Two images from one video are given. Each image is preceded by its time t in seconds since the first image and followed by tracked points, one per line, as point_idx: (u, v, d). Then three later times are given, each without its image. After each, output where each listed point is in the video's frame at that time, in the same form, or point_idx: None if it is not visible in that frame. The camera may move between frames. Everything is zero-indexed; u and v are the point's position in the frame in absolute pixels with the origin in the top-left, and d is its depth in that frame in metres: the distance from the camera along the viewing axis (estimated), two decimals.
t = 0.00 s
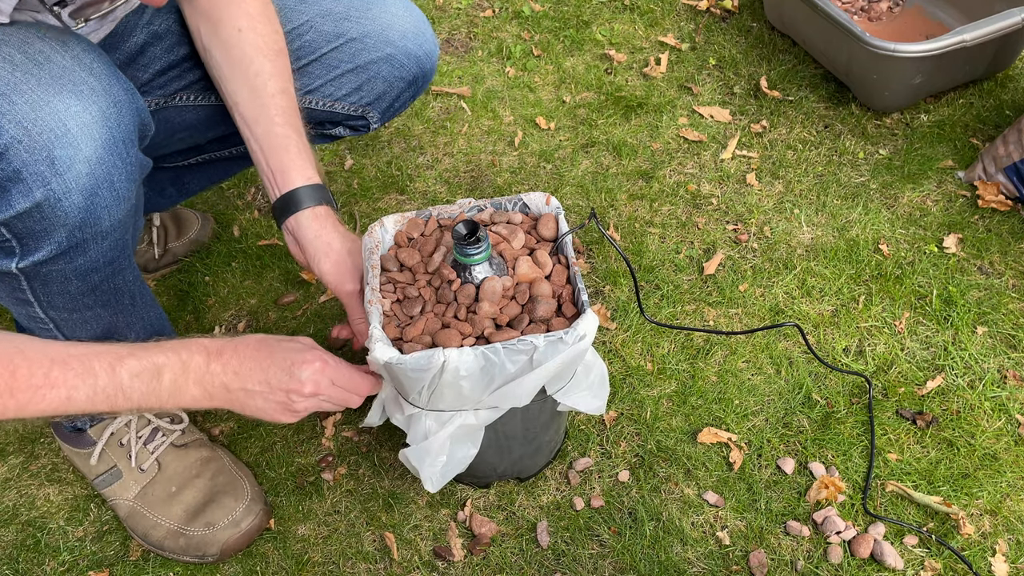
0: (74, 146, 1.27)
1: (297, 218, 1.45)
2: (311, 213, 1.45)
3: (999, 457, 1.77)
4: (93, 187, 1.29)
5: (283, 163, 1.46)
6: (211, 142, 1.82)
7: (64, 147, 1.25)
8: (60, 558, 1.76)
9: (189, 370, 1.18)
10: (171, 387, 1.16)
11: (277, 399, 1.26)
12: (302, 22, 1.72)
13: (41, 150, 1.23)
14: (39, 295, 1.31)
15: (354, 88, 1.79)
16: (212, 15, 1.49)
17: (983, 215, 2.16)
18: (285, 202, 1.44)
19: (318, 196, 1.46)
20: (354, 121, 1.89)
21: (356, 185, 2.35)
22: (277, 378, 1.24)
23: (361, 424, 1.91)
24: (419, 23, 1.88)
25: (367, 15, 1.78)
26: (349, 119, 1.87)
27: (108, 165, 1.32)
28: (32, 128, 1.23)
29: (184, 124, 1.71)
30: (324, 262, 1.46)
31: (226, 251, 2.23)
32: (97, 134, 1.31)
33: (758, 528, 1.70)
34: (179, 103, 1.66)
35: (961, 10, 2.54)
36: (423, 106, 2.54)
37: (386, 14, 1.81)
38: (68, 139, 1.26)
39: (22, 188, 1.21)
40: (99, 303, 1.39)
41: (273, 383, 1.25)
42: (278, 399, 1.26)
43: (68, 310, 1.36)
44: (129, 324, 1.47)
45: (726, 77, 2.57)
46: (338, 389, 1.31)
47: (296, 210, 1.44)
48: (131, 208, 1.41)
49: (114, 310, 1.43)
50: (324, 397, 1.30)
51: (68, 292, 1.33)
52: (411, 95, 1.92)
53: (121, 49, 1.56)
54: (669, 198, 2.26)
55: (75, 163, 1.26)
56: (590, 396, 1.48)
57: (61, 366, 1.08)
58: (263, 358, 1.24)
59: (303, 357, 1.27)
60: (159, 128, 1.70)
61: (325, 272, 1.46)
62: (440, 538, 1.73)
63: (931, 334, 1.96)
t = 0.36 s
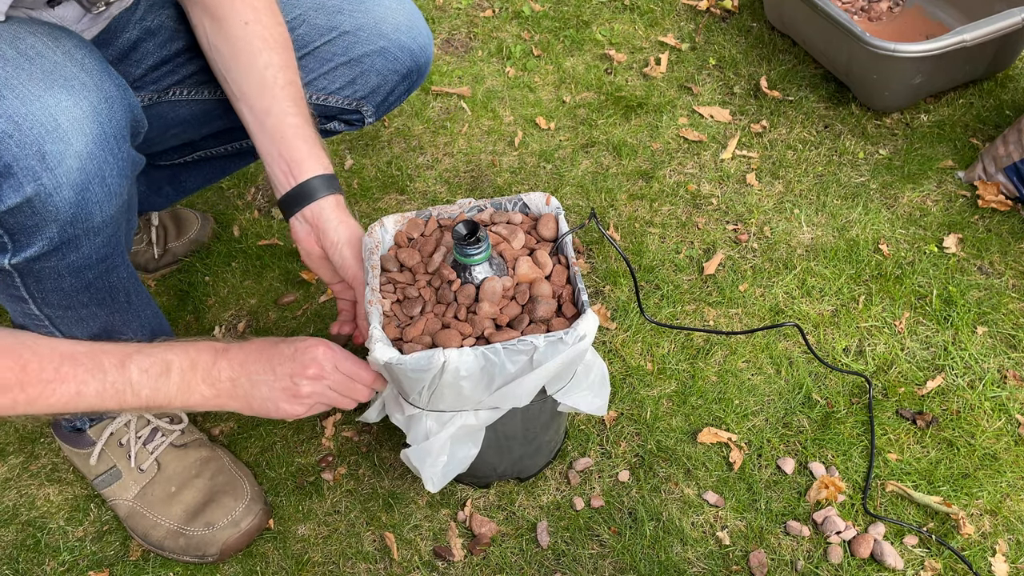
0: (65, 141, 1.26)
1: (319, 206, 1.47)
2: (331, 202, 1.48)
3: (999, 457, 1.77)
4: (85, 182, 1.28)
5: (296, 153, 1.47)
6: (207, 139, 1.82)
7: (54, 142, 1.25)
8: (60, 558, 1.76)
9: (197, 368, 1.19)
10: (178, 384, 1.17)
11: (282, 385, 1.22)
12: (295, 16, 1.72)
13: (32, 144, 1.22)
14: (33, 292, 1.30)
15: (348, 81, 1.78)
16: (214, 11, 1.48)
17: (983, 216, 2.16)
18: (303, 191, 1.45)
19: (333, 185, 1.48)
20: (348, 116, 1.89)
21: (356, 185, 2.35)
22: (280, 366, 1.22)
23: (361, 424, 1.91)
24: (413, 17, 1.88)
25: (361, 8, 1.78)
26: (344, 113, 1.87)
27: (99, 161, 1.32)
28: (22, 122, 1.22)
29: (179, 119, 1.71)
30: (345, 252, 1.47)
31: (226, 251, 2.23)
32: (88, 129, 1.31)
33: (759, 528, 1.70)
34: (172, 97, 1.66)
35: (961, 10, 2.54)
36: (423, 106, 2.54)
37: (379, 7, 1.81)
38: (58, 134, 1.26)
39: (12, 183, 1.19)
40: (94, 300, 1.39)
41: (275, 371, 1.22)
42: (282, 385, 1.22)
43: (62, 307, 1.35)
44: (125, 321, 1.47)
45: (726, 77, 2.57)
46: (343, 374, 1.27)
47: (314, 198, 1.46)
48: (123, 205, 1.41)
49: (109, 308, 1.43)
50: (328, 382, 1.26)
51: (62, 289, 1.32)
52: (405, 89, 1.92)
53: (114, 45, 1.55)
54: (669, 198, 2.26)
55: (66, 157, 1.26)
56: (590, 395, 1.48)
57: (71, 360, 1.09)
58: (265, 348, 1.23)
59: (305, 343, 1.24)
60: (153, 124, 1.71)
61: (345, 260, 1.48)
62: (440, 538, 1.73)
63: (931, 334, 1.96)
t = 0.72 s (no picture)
0: (68, 119, 1.27)
1: (303, 221, 1.46)
2: (315, 216, 1.47)
3: (999, 457, 1.77)
4: (87, 161, 1.29)
5: (283, 169, 1.47)
6: (204, 133, 1.82)
7: (57, 120, 1.26)
8: (60, 558, 1.76)
9: (201, 365, 1.20)
10: (183, 381, 1.17)
11: (284, 378, 1.24)
12: (287, 7, 1.72)
13: (35, 122, 1.23)
14: (34, 277, 1.31)
15: (342, 72, 1.78)
16: (204, 24, 1.49)
17: (983, 215, 2.16)
18: (289, 206, 1.45)
19: (317, 200, 1.47)
20: (344, 107, 1.89)
21: (356, 185, 2.35)
22: (282, 360, 1.24)
23: (361, 425, 1.91)
24: (405, 7, 1.89)
25: None
26: (339, 104, 1.87)
27: (101, 140, 1.32)
28: (26, 100, 1.23)
29: (174, 114, 1.70)
30: (333, 264, 1.47)
31: (226, 252, 2.23)
32: (90, 107, 1.32)
33: (758, 528, 1.70)
34: (169, 92, 1.65)
35: (961, 10, 2.54)
36: (424, 106, 2.54)
37: None
38: (61, 112, 1.27)
39: (16, 161, 1.21)
40: (95, 287, 1.38)
41: (277, 365, 1.24)
42: (284, 379, 1.24)
43: (64, 294, 1.35)
44: (125, 311, 1.46)
45: (726, 77, 2.57)
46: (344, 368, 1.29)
47: (299, 214, 1.45)
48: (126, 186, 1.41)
49: (110, 297, 1.42)
50: (330, 376, 1.27)
51: (64, 274, 1.32)
52: (399, 79, 1.92)
53: (111, 38, 1.56)
54: (669, 198, 2.26)
55: (69, 135, 1.27)
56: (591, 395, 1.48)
57: (77, 358, 1.09)
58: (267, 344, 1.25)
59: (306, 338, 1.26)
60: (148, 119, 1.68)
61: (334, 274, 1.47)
62: (440, 538, 1.73)
63: (931, 334, 1.96)
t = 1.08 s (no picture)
0: (62, 105, 1.28)
1: (314, 212, 1.48)
2: (326, 207, 1.49)
3: (999, 457, 1.77)
4: (81, 147, 1.29)
5: (290, 161, 1.49)
6: (190, 126, 1.81)
7: (52, 106, 1.26)
8: (60, 558, 1.76)
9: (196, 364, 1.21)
10: (179, 380, 1.19)
11: (273, 361, 1.22)
12: None
13: (29, 108, 1.24)
14: (31, 268, 1.31)
15: (325, 55, 1.79)
16: (203, 21, 1.49)
17: (983, 216, 2.16)
18: (298, 198, 1.46)
19: (325, 191, 1.49)
20: (328, 90, 1.90)
21: (356, 185, 2.35)
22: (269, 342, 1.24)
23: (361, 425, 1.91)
24: None
25: None
26: (323, 88, 1.88)
27: (95, 126, 1.32)
28: (20, 86, 1.24)
29: (161, 106, 1.69)
30: (345, 254, 1.48)
31: (226, 251, 2.23)
32: (84, 94, 1.32)
33: (759, 528, 1.70)
34: (154, 83, 1.65)
35: (961, 10, 2.54)
36: (423, 106, 2.54)
37: None
38: (55, 98, 1.27)
39: (11, 147, 1.21)
40: (92, 279, 1.38)
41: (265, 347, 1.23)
42: (274, 363, 1.22)
43: (61, 286, 1.35)
44: (123, 304, 1.46)
45: (726, 77, 2.57)
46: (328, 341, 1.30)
47: (310, 204, 1.47)
48: (121, 174, 1.41)
49: (107, 288, 1.41)
50: (317, 348, 1.27)
51: (61, 264, 1.32)
52: (383, 60, 1.92)
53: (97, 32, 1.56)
54: (669, 198, 2.26)
55: (63, 121, 1.27)
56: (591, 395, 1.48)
57: (73, 359, 1.11)
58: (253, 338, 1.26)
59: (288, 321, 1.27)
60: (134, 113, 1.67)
61: (344, 264, 1.48)
62: (440, 538, 1.73)
63: (931, 334, 1.96)
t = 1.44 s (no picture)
0: (69, 101, 1.28)
1: (315, 210, 1.48)
2: (327, 205, 1.49)
3: (999, 457, 1.77)
4: (88, 142, 1.30)
5: (291, 159, 1.49)
6: (181, 120, 1.80)
7: (60, 101, 1.27)
8: (60, 558, 1.76)
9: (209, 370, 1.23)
10: (194, 387, 1.20)
11: (285, 351, 1.25)
12: None
13: (37, 103, 1.24)
14: (37, 265, 1.30)
15: (311, 38, 1.79)
16: (199, 19, 1.49)
17: (983, 216, 2.16)
18: (300, 196, 1.46)
19: (326, 188, 1.49)
20: (315, 74, 1.90)
21: (356, 185, 2.35)
22: (279, 337, 1.26)
23: (361, 424, 1.91)
24: None
25: None
26: (311, 71, 1.88)
27: (102, 122, 1.33)
28: (29, 82, 1.24)
29: (150, 99, 1.66)
30: (343, 255, 1.49)
31: (226, 252, 2.23)
32: (91, 90, 1.32)
33: (759, 528, 1.70)
34: (145, 75, 1.64)
35: (961, 10, 2.54)
36: (424, 106, 2.54)
37: None
38: (63, 93, 1.28)
39: (19, 143, 1.22)
40: (96, 276, 1.38)
41: (277, 341, 1.26)
42: (286, 353, 1.25)
43: (65, 283, 1.35)
44: (126, 301, 1.46)
45: (726, 77, 2.57)
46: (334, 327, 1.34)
47: (311, 202, 1.47)
48: (126, 170, 1.42)
49: (111, 285, 1.41)
50: (327, 335, 1.30)
51: (66, 261, 1.32)
52: (368, 41, 1.93)
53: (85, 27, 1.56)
54: (669, 198, 2.26)
55: (71, 117, 1.28)
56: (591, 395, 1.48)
57: (85, 368, 1.10)
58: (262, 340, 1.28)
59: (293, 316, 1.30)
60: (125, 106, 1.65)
61: (344, 263, 1.49)
62: (440, 538, 1.73)
63: (931, 334, 1.96)
